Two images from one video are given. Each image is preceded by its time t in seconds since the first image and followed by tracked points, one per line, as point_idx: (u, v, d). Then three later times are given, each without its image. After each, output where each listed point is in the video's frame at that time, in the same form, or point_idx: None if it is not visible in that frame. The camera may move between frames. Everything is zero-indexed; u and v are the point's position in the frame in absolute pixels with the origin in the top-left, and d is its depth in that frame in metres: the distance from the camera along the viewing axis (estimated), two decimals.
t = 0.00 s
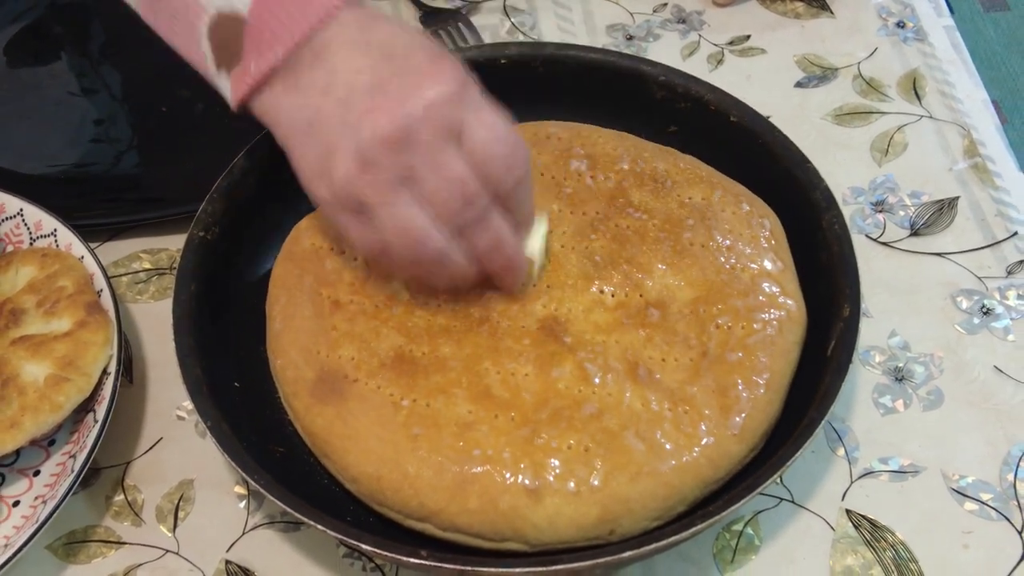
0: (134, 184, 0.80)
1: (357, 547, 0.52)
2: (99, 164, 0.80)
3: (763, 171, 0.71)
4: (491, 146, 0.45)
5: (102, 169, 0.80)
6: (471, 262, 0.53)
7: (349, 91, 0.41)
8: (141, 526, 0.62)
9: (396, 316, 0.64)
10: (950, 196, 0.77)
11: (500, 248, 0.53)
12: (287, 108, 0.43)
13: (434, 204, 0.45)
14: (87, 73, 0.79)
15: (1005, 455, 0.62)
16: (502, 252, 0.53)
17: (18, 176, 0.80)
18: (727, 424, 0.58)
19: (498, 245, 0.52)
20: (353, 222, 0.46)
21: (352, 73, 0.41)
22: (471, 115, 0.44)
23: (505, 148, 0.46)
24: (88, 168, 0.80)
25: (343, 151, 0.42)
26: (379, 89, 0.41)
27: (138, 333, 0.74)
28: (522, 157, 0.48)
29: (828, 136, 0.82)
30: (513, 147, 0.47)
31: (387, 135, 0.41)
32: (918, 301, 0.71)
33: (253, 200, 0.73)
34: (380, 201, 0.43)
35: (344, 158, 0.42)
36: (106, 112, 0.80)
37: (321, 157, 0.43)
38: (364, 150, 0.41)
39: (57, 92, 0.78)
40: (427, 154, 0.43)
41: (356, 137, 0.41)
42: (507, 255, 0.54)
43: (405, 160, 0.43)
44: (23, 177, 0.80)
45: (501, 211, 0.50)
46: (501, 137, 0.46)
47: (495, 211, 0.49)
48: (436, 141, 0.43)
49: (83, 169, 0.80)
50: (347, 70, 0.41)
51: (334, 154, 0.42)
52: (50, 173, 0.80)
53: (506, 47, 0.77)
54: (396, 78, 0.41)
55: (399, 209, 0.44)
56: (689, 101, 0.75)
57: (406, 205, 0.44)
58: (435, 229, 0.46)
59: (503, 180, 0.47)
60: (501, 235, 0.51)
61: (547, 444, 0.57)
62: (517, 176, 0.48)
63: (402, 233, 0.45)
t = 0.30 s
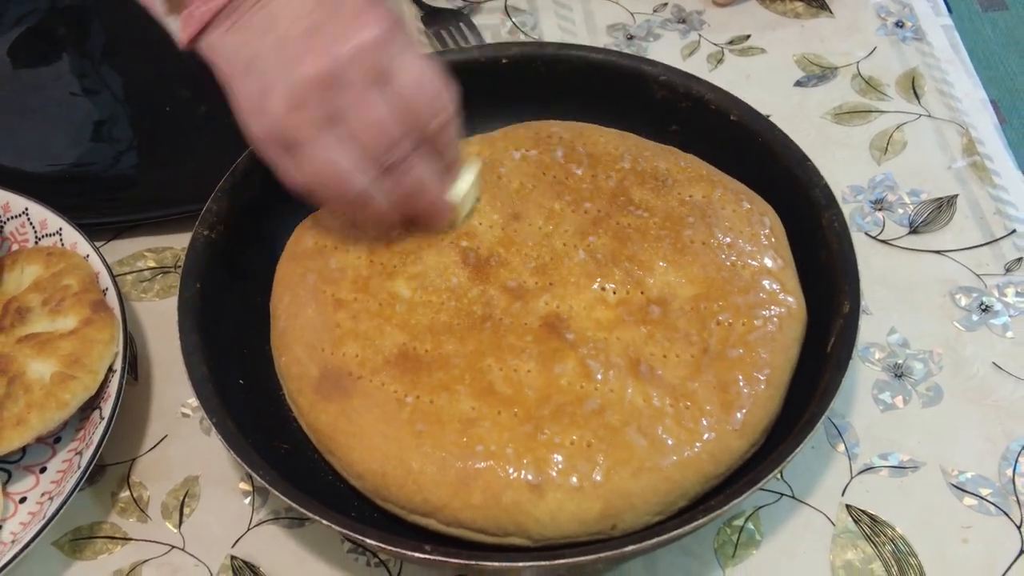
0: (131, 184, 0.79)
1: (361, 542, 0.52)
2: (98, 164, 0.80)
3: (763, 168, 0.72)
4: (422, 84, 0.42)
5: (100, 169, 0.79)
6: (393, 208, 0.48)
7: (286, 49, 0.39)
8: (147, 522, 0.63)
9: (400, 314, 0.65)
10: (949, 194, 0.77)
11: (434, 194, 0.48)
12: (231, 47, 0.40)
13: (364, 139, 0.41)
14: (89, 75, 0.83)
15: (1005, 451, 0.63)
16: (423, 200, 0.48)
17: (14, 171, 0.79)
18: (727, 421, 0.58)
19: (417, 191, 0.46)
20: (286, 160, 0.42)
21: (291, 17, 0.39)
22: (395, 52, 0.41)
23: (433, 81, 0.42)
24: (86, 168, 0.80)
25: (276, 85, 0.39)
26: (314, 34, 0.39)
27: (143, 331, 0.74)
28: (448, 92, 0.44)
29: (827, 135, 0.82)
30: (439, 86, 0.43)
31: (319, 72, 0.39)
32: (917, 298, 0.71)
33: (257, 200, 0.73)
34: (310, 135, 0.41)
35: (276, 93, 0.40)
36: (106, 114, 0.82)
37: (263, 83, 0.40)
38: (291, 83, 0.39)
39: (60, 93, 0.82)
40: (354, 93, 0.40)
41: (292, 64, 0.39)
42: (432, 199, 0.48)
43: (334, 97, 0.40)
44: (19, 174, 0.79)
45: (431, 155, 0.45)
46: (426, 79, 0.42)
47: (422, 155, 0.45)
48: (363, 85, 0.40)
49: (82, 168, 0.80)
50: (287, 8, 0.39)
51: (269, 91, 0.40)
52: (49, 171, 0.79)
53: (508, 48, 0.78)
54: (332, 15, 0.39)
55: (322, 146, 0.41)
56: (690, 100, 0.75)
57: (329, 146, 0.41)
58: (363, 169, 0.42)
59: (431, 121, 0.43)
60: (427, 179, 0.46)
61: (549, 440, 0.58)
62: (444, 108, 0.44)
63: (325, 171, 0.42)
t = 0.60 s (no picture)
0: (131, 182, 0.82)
1: (368, 536, 0.53)
2: (97, 161, 0.80)
3: (766, 164, 0.72)
4: (454, 36, 0.49)
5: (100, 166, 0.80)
6: (431, 143, 0.57)
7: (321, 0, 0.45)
8: (153, 517, 0.63)
9: (404, 309, 0.65)
10: (950, 191, 0.77)
11: (467, 126, 0.58)
12: None
13: (414, 78, 0.48)
14: (89, 74, 0.76)
15: (1007, 445, 0.63)
16: (461, 129, 0.58)
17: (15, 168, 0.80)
18: (731, 415, 0.59)
19: (453, 124, 0.56)
20: (333, 100, 0.50)
21: None
22: (410, 26, 0.46)
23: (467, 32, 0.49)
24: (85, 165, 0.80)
25: (325, 35, 0.46)
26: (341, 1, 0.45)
27: (148, 328, 0.75)
28: (480, 35, 0.51)
29: (829, 132, 0.83)
30: (472, 30, 0.50)
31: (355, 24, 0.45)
32: (920, 294, 0.72)
33: (262, 196, 0.74)
34: (353, 78, 0.47)
35: (326, 40, 0.46)
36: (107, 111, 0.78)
37: (312, 33, 0.46)
38: (319, 42, 0.46)
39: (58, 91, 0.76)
40: (405, 31, 0.46)
41: (327, 15, 0.45)
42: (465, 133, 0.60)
43: (369, 49, 0.46)
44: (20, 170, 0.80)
45: (471, 95, 0.54)
46: (435, 45, 0.48)
47: (467, 92, 0.54)
48: (378, 55, 0.47)
49: (82, 165, 0.80)
50: None
51: (318, 39, 0.46)
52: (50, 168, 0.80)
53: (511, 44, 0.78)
54: None
55: (374, 84, 0.48)
56: (693, 97, 0.75)
57: (379, 82, 0.48)
58: (405, 108, 0.50)
59: (472, 57, 0.51)
60: (463, 114, 0.55)
61: (554, 434, 0.58)
62: (479, 43, 0.51)
63: (375, 108, 0.49)
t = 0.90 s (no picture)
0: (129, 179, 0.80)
1: (366, 534, 0.53)
2: (97, 159, 0.80)
3: (763, 163, 0.72)
4: (402, 36, 0.50)
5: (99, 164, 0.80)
6: (369, 155, 0.57)
7: None
8: (151, 515, 0.63)
9: (402, 308, 0.65)
10: (947, 189, 0.78)
11: (406, 139, 0.58)
12: None
13: (341, 88, 0.49)
14: (88, 73, 0.83)
15: (1003, 443, 0.63)
16: (400, 142, 0.58)
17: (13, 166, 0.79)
18: (727, 413, 0.59)
19: (392, 136, 0.56)
20: (268, 105, 0.50)
21: None
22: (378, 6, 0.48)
23: (410, 41, 0.50)
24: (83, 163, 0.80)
25: (261, 34, 0.46)
26: None
27: (146, 326, 0.75)
28: (421, 51, 0.51)
29: (826, 130, 0.83)
30: (414, 44, 0.51)
31: (299, 23, 0.46)
32: (916, 292, 0.72)
33: (260, 196, 0.74)
34: (290, 81, 0.48)
35: (261, 41, 0.46)
36: (107, 111, 0.82)
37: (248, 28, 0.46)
38: (276, 28, 0.46)
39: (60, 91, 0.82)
40: (333, 40, 0.47)
41: (275, 11, 0.45)
42: (406, 148, 0.60)
43: (313, 45, 0.47)
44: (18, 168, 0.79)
45: (406, 106, 0.55)
46: (406, 26, 0.50)
47: (396, 104, 0.54)
48: (344, 32, 0.47)
49: (82, 163, 0.80)
50: None
51: (253, 38, 0.46)
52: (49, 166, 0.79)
53: (509, 43, 0.78)
54: None
55: (303, 94, 0.49)
56: (690, 96, 0.76)
57: (310, 91, 0.49)
58: (340, 114, 0.51)
59: (407, 74, 0.52)
60: (400, 126, 0.56)
61: (552, 433, 0.58)
62: (418, 66, 0.52)
63: (306, 114, 0.50)
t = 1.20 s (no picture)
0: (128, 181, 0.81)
1: (367, 534, 0.53)
2: (97, 159, 0.80)
3: (763, 163, 0.72)
4: (327, 133, 0.44)
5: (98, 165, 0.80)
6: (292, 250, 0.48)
7: (212, 63, 0.42)
8: (152, 515, 0.63)
9: (402, 308, 0.65)
10: (947, 189, 0.78)
11: (340, 242, 0.48)
12: (158, 71, 0.43)
13: (267, 176, 0.42)
14: (87, 72, 0.78)
15: (1003, 442, 0.63)
16: (324, 246, 0.48)
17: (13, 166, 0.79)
18: (727, 412, 0.59)
19: (319, 236, 0.46)
20: (190, 185, 0.42)
21: (217, 45, 0.42)
22: (310, 96, 0.44)
23: (341, 132, 0.44)
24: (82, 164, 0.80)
25: (186, 114, 0.41)
26: (232, 63, 0.42)
27: (146, 326, 0.75)
28: (359, 148, 0.45)
29: (825, 130, 0.83)
30: (348, 135, 0.45)
31: (225, 104, 0.41)
32: (916, 291, 0.72)
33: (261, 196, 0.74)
34: (213, 164, 0.41)
35: (185, 119, 0.41)
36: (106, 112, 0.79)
37: (175, 111, 0.42)
38: (200, 113, 0.41)
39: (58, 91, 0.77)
40: (258, 130, 0.42)
41: (201, 93, 0.41)
42: (331, 249, 0.49)
43: (236, 133, 0.41)
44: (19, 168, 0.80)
45: (340, 202, 0.46)
46: (340, 119, 0.44)
47: (329, 198, 0.45)
48: (275, 122, 0.42)
49: (81, 164, 0.80)
50: (218, 37, 0.42)
51: (180, 116, 0.41)
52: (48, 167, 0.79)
53: (509, 43, 0.78)
54: (249, 51, 0.42)
55: (219, 178, 0.42)
56: (690, 95, 0.76)
57: (227, 174, 0.42)
58: (262, 205, 0.43)
59: (343, 169, 0.45)
60: (333, 222, 0.46)
61: (552, 433, 0.58)
62: (358, 156, 0.45)
63: (224, 204, 0.42)
